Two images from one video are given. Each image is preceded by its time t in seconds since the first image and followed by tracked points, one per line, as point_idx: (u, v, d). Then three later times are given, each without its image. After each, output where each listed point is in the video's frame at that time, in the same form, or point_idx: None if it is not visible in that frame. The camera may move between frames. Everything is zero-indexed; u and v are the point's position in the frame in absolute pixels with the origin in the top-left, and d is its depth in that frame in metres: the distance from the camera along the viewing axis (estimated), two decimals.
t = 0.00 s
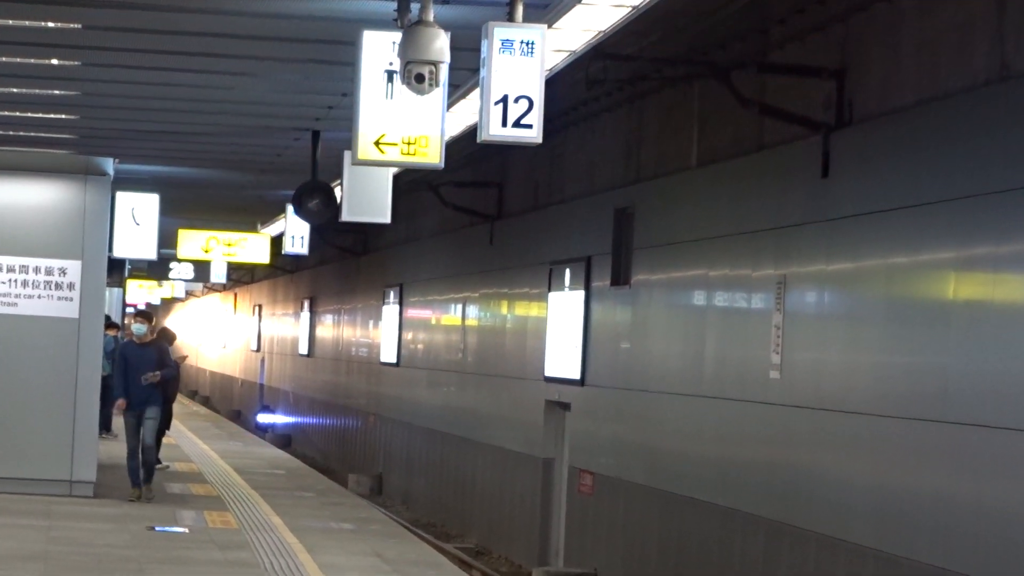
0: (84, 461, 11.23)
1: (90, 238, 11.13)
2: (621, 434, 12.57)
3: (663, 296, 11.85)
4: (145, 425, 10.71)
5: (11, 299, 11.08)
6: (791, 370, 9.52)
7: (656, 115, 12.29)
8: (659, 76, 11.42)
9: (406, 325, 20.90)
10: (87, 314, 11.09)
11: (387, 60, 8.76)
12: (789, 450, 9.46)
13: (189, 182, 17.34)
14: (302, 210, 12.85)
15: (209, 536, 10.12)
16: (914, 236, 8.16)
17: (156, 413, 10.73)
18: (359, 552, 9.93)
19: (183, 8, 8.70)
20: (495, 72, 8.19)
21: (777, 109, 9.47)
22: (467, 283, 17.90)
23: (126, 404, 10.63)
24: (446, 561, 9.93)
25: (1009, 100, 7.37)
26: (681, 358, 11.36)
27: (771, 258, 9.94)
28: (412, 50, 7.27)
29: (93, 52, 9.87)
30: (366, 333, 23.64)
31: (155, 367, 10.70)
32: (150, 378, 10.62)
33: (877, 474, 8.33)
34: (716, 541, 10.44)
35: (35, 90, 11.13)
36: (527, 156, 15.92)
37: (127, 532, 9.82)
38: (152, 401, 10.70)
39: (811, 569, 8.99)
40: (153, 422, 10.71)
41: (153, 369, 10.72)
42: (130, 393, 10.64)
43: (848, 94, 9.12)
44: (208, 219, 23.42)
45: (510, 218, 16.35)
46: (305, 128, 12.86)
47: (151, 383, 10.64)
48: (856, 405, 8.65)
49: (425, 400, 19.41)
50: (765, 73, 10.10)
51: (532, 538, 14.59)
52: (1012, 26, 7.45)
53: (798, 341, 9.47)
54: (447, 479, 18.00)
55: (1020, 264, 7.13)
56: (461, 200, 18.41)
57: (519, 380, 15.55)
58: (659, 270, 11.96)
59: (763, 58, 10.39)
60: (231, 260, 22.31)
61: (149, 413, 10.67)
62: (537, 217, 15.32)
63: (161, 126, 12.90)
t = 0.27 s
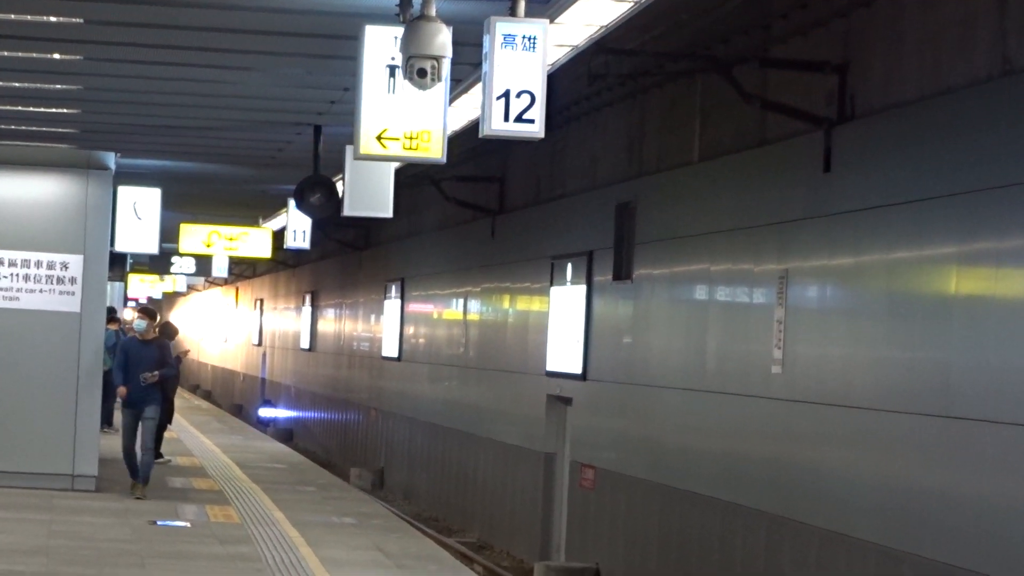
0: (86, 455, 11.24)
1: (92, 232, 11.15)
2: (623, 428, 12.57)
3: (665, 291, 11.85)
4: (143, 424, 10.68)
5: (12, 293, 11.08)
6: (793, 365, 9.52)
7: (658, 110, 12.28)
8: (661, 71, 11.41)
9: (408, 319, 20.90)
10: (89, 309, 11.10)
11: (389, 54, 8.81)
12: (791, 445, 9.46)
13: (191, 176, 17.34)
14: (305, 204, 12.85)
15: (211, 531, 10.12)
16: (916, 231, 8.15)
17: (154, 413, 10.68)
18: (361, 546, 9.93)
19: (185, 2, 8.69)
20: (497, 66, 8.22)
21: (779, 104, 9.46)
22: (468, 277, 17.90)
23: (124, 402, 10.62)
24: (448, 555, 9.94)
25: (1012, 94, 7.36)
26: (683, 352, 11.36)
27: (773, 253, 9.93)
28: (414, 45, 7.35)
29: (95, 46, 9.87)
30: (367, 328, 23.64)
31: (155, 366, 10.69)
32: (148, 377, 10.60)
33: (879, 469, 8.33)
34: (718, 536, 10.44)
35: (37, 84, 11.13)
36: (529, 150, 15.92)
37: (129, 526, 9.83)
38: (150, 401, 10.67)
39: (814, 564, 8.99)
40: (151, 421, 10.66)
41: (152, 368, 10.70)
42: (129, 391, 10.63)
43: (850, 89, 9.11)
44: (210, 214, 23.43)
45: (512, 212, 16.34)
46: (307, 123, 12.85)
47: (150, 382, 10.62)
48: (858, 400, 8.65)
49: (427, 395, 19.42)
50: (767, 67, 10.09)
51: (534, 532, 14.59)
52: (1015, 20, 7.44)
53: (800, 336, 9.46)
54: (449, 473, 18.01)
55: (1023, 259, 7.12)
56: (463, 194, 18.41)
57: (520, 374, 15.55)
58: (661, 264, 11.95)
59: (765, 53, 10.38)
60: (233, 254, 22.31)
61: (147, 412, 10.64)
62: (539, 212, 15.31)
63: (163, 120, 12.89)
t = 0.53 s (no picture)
0: (88, 448, 11.23)
1: (96, 227, 11.15)
2: (625, 424, 12.58)
3: (668, 286, 11.84)
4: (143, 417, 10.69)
5: (15, 287, 11.07)
6: (795, 361, 9.52)
7: (661, 105, 12.26)
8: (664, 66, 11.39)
9: (411, 314, 20.91)
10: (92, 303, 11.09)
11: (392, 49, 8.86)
12: (794, 441, 9.46)
13: (194, 171, 17.34)
14: (308, 198, 12.86)
15: (213, 525, 10.13)
16: (919, 227, 8.15)
17: (156, 407, 10.75)
18: (364, 541, 9.94)
19: None
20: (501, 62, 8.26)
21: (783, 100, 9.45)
22: (471, 272, 17.90)
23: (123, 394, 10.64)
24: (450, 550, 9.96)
25: (1016, 91, 7.35)
26: (685, 348, 11.36)
27: (775, 249, 9.93)
28: (417, 40, 7.36)
29: (99, 41, 9.87)
30: (370, 322, 23.66)
31: (153, 358, 10.72)
32: (147, 370, 10.66)
33: (882, 465, 8.33)
34: (720, 531, 10.45)
35: (40, 79, 11.12)
36: (532, 145, 15.91)
37: (132, 521, 9.84)
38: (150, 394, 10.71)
39: (816, 559, 8.99)
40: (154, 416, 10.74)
41: (150, 360, 10.73)
42: (128, 385, 10.66)
43: (853, 85, 9.10)
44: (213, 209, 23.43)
45: (514, 207, 16.35)
46: (310, 118, 12.85)
47: (149, 375, 10.69)
48: (860, 396, 8.65)
49: (429, 390, 19.43)
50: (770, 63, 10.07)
51: (536, 527, 14.61)
52: (1019, 16, 7.43)
53: (803, 332, 9.46)
54: (451, 468, 18.02)
55: None
56: (465, 189, 18.40)
57: (523, 369, 15.55)
58: (663, 260, 11.95)
59: (768, 48, 10.37)
60: (236, 249, 22.31)
61: (148, 406, 10.70)
62: (542, 207, 15.31)
63: (166, 115, 12.89)
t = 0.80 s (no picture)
0: (91, 444, 11.21)
1: (99, 222, 11.15)
2: (628, 420, 12.57)
3: (671, 282, 11.83)
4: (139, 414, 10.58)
5: (19, 283, 11.08)
6: (799, 357, 9.50)
7: (664, 101, 12.25)
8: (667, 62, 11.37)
9: (414, 310, 20.91)
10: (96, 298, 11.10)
11: (395, 44, 8.80)
12: (797, 437, 9.45)
13: (198, 167, 17.34)
14: (312, 194, 12.84)
15: (216, 521, 10.13)
16: (922, 223, 8.13)
17: (153, 403, 10.64)
18: (367, 537, 9.94)
19: None
20: (504, 57, 8.36)
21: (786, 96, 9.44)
22: (474, 268, 17.90)
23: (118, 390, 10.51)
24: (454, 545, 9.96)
25: (1019, 86, 7.33)
26: (689, 344, 11.34)
27: (779, 245, 9.91)
28: (421, 35, 7.35)
29: (102, 37, 9.86)
30: (373, 318, 23.65)
31: (149, 355, 10.53)
32: (141, 368, 10.47)
33: (886, 462, 8.31)
34: (723, 527, 10.44)
35: (44, 74, 11.12)
36: (535, 141, 15.90)
37: (135, 516, 9.85)
38: (147, 391, 10.58)
39: (820, 556, 8.98)
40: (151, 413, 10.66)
41: (146, 357, 10.54)
42: (124, 382, 10.54)
43: (857, 80, 9.09)
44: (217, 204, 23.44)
45: (518, 203, 16.33)
46: (313, 113, 12.84)
47: (144, 373, 10.49)
48: (864, 392, 8.64)
49: (432, 385, 19.43)
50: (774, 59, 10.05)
51: (539, 523, 14.62)
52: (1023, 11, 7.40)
53: (806, 327, 9.45)
54: (455, 464, 18.02)
55: None
56: (469, 185, 18.39)
57: (526, 365, 15.55)
58: (667, 255, 11.93)
59: (772, 43, 10.35)
60: (239, 244, 22.32)
61: (144, 403, 10.58)
62: (545, 203, 15.30)
63: (169, 110, 12.89)
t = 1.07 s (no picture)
0: (96, 439, 11.25)
1: (102, 218, 11.15)
2: (632, 416, 12.57)
3: (674, 278, 11.82)
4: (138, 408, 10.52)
5: (22, 279, 11.09)
6: (802, 353, 9.50)
7: (668, 97, 12.24)
8: (670, 58, 11.36)
9: (417, 306, 20.92)
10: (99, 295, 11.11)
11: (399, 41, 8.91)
12: (801, 433, 9.44)
13: (201, 163, 17.35)
14: (315, 190, 12.84)
15: (220, 517, 10.14)
16: (926, 219, 8.12)
17: (150, 397, 10.56)
18: (371, 533, 9.95)
19: None
20: (508, 53, 8.42)
21: (789, 92, 9.42)
22: (477, 264, 17.90)
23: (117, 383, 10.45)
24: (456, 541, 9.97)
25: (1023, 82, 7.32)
26: (692, 340, 11.34)
27: (782, 241, 9.91)
28: (426, 31, 7.39)
29: (105, 33, 9.86)
30: (377, 314, 23.67)
31: (151, 349, 10.56)
32: (145, 360, 10.47)
33: (889, 458, 8.30)
34: (726, 523, 10.45)
35: (47, 70, 11.13)
36: (539, 137, 15.89)
37: (138, 513, 9.86)
38: (146, 384, 10.54)
39: (823, 552, 8.98)
40: (147, 406, 10.54)
41: (147, 351, 10.56)
42: (124, 375, 10.49)
43: (860, 77, 9.08)
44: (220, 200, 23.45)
45: (521, 199, 16.33)
46: (317, 109, 12.84)
47: (147, 366, 10.49)
48: (867, 388, 8.64)
49: (436, 381, 19.44)
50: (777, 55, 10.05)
51: (543, 519, 14.63)
52: None
53: (810, 323, 9.44)
54: (458, 460, 18.03)
55: None
56: (472, 181, 18.40)
57: (529, 361, 15.55)
58: (670, 251, 11.92)
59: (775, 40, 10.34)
60: (242, 241, 22.33)
61: (143, 395, 10.51)
62: (549, 199, 15.29)
63: (173, 106, 12.89)
